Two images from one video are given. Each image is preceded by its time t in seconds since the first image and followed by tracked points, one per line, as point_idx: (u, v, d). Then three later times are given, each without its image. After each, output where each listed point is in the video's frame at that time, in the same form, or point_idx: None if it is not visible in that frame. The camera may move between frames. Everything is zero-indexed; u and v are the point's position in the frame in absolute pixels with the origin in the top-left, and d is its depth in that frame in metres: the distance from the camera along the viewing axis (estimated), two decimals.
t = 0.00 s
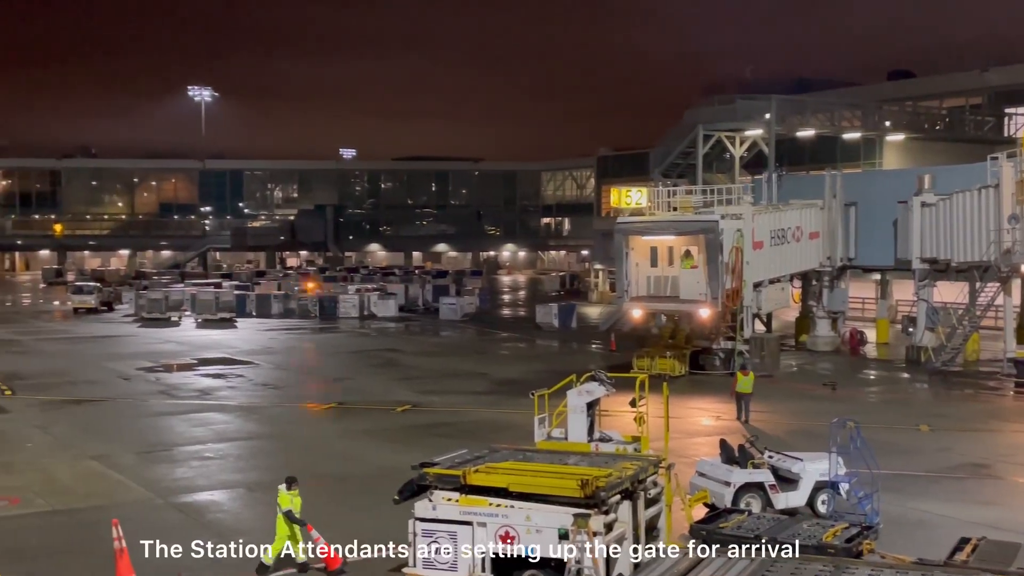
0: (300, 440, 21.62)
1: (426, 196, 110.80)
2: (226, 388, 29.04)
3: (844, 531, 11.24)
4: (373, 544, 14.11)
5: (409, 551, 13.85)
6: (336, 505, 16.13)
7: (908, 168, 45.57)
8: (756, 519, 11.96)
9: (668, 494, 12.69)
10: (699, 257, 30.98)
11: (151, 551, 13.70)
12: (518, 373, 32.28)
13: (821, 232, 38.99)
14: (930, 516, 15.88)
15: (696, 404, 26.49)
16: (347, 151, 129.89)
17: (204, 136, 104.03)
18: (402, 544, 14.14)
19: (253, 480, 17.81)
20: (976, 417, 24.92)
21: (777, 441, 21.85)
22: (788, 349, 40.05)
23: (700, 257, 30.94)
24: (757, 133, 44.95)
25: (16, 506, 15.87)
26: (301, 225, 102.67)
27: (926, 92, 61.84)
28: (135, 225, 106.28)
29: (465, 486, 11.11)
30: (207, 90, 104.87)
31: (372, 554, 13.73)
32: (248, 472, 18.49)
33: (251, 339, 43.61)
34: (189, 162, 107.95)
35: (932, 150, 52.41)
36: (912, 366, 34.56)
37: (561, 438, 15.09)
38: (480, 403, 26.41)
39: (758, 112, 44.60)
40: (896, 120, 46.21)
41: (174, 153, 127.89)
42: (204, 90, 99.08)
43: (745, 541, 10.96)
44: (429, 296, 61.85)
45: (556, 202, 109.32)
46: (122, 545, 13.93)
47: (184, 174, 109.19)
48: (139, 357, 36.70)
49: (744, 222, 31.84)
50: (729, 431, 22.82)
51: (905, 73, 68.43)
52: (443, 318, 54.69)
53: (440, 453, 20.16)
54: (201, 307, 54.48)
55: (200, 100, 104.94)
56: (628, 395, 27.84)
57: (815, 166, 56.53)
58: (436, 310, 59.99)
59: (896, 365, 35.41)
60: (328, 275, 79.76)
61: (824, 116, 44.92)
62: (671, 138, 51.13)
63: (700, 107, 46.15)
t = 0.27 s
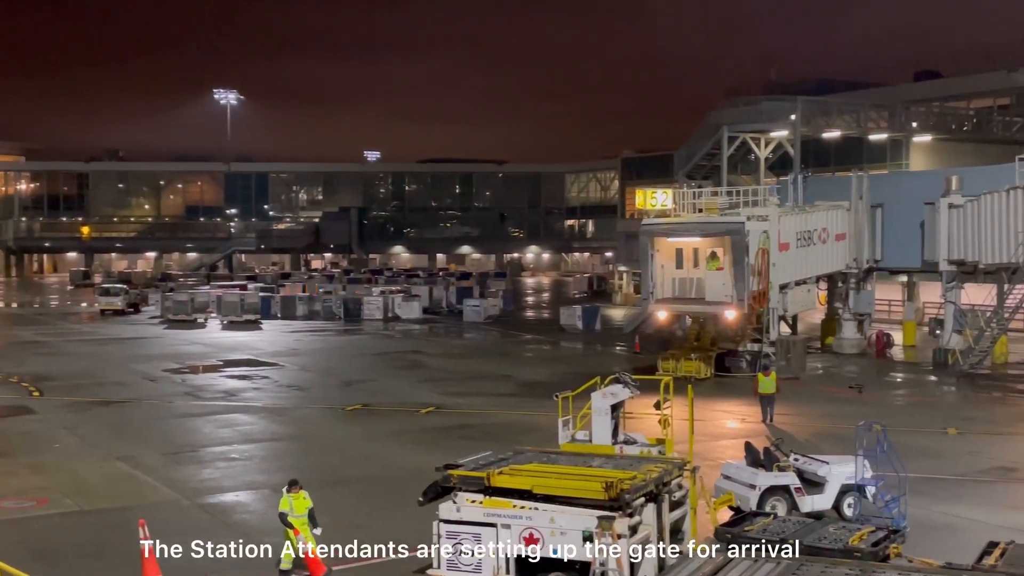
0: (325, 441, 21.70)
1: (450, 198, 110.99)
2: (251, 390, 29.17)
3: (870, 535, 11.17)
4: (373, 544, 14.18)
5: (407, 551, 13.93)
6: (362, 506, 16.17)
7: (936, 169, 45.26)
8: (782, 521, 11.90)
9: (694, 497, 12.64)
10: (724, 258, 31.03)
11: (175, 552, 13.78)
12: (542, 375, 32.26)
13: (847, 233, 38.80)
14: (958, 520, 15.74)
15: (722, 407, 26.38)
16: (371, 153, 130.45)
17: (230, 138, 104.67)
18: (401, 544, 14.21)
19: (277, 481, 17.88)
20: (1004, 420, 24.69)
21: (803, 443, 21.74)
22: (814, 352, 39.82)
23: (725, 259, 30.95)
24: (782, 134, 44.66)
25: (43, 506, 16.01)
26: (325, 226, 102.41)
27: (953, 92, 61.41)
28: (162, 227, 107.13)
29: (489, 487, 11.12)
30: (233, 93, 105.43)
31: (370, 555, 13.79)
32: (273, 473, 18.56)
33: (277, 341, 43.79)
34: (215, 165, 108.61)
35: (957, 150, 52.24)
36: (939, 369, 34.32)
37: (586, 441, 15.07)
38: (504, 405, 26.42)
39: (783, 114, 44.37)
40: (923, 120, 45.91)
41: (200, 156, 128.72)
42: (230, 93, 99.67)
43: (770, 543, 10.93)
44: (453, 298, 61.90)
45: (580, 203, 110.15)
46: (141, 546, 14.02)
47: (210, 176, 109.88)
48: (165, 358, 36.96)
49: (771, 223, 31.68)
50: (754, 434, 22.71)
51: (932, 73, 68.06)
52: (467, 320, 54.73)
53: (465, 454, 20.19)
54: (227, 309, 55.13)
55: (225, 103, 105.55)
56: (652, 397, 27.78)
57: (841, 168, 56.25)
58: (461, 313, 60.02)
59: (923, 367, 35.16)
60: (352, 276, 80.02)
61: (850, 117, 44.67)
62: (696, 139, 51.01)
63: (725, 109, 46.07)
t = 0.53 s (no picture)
0: (350, 443, 21.78)
1: (474, 201, 111.12)
2: (277, 391, 29.30)
3: (897, 538, 11.09)
4: (373, 544, 14.28)
5: (407, 551, 14.01)
6: (387, 508, 16.23)
7: (963, 170, 44.94)
8: (808, 525, 11.84)
9: (719, 500, 12.59)
10: (750, 260, 30.99)
11: (200, 553, 13.85)
12: (567, 377, 32.23)
13: (874, 235, 38.62)
14: (986, 524, 15.62)
15: (747, 410, 26.27)
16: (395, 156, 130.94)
17: (255, 141, 105.30)
18: (401, 545, 14.30)
19: (302, 483, 17.95)
20: None
21: (830, 446, 21.62)
22: (840, 355, 39.58)
23: (751, 260, 30.90)
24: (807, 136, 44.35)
25: (72, 506, 16.15)
26: (350, 229, 102.24)
27: (981, 93, 60.85)
28: (188, 229, 107.94)
29: (513, 490, 11.13)
30: (258, 97, 106.00)
31: (369, 554, 13.88)
32: (298, 475, 18.63)
33: (302, 343, 43.97)
34: (241, 168, 109.26)
35: (984, 152, 51.92)
36: (967, 372, 34.09)
37: (611, 443, 15.02)
38: (529, 407, 26.42)
39: (809, 114, 44.16)
40: (950, 122, 45.65)
41: (226, 159, 129.56)
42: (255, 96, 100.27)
43: (796, 547, 10.87)
44: (477, 300, 61.98)
45: (604, 206, 110.03)
46: (162, 547, 14.11)
47: (236, 179, 110.55)
48: (192, 360, 37.22)
49: (797, 225, 31.47)
50: (780, 437, 22.61)
51: (960, 74, 67.55)
52: (491, 322, 54.77)
53: (490, 456, 20.21)
54: (253, 311, 55.66)
55: (251, 107, 106.14)
56: (677, 400, 27.71)
57: (867, 169, 55.87)
58: (485, 315, 60.06)
59: (951, 370, 34.91)
60: (377, 279, 80.34)
61: (876, 118, 44.31)
62: (721, 141, 50.85)
63: (749, 110, 45.98)
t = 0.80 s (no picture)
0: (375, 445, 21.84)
1: (499, 203, 111.21)
2: (303, 394, 29.41)
3: (925, 543, 11.00)
4: (373, 544, 14.39)
5: (407, 551, 14.13)
6: (412, 510, 16.26)
7: (991, 172, 44.56)
8: (834, 529, 11.76)
9: (745, 503, 12.53)
10: (778, 262, 30.86)
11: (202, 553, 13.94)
12: (591, 380, 32.20)
13: (901, 238, 38.36)
14: (1015, 529, 15.47)
15: (774, 413, 26.13)
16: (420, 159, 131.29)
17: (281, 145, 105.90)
18: (400, 544, 14.42)
19: (329, 484, 18.02)
20: None
21: (857, 450, 21.47)
22: (867, 358, 39.30)
23: (778, 263, 30.78)
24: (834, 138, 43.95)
25: (100, 507, 16.29)
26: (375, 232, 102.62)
27: (1011, 94, 60.27)
28: (215, 231, 108.84)
29: (538, 492, 11.11)
30: (284, 100, 106.57)
31: (370, 554, 13.97)
32: (324, 476, 18.71)
33: (327, 345, 44.15)
34: (267, 170, 109.87)
35: (1013, 153, 51.49)
36: (997, 375, 33.83)
37: (636, 447, 14.99)
38: (553, 410, 26.40)
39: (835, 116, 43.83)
40: (978, 123, 45.33)
41: (252, 162, 130.36)
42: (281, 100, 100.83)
43: (823, 551, 10.81)
44: (502, 303, 61.99)
45: (629, 208, 109.70)
46: (161, 546, 14.21)
47: (262, 182, 111.17)
48: (219, 362, 37.44)
49: (824, 227, 31.30)
50: (807, 440, 22.48)
51: (989, 75, 66.97)
52: (516, 324, 54.78)
53: (514, 459, 20.22)
54: (279, 313, 55.27)
55: (277, 110, 106.75)
56: (703, 403, 27.64)
57: (894, 171, 55.49)
58: (509, 317, 60.07)
59: (980, 373, 34.63)
60: (401, 281, 80.60)
61: (905, 119, 43.89)
62: (747, 142, 50.65)
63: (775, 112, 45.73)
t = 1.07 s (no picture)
0: (399, 447, 21.85)
1: (523, 206, 111.27)
2: (328, 396, 29.48)
3: (953, 547, 10.90)
4: (373, 544, 14.54)
5: (407, 551, 14.24)
6: (437, 512, 16.26)
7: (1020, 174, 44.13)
8: (861, 533, 11.68)
9: (770, 507, 12.46)
10: (805, 264, 30.70)
11: (202, 553, 14.04)
12: (616, 383, 32.10)
13: (930, 240, 38.01)
14: None
15: (801, 416, 25.97)
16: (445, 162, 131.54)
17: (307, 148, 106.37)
18: (400, 544, 14.55)
19: (354, 486, 18.08)
20: None
21: (884, 454, 21.29)
22: (895, 361, 38.95)
23: (806, 265, 30.61)
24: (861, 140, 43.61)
25: (127, 508, 16.40)
26: (401, 235, 103.45)
27: None
28: (241, 235, 109.61)
29: (563, 496, 11.09)
30: (310, 103, 106.97)
31: (372, 555, 14.10)
32: (349, 478, 18.77)
33: (352, 348, 44.23)
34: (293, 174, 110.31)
35: None
36: None
37: (662, 449, 14.94)
38: (578, 413, 26.35)
39: (862, 118, 43.54)
40: (1007, 125, 44.90)
41: (278, 165, 130.96)
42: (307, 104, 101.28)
43: (851, 556, 10.74)
44: (527, 306, 61.92)
45: (654, 211, 109.13)
46: (160, 546, 14.33)
47: (287, 185, 111.63)
48: (245, 364, 37.59)
49: (852, 229, 31.09)
50: (833, 445, 22.33)
51: (1018, 76, 66.33)
52: (540, 327, 54.72)
53: (539, 462, 20.19)
54: (304, 316, 55.54)
55: (303, 114, 107.19)
56: (729, 406, 27.53)
57: (922, 173, 55.05)
58: (534, 320, 60.02)
59: (1010, 377, 34.33)
60: (426, 284, 80.75)
61: (932, 121, 43.46)
62: (773, 145, 50.41)
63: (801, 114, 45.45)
